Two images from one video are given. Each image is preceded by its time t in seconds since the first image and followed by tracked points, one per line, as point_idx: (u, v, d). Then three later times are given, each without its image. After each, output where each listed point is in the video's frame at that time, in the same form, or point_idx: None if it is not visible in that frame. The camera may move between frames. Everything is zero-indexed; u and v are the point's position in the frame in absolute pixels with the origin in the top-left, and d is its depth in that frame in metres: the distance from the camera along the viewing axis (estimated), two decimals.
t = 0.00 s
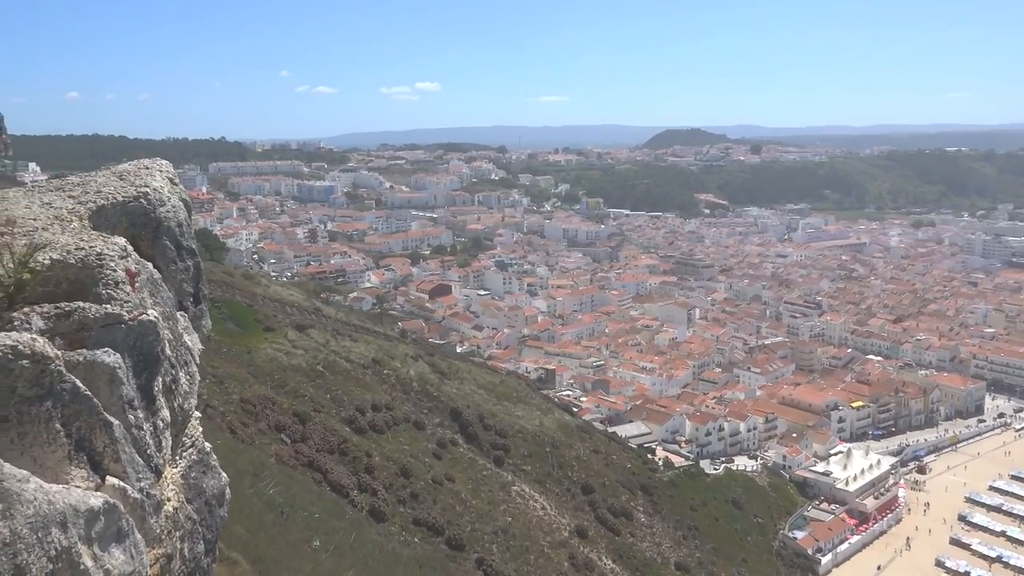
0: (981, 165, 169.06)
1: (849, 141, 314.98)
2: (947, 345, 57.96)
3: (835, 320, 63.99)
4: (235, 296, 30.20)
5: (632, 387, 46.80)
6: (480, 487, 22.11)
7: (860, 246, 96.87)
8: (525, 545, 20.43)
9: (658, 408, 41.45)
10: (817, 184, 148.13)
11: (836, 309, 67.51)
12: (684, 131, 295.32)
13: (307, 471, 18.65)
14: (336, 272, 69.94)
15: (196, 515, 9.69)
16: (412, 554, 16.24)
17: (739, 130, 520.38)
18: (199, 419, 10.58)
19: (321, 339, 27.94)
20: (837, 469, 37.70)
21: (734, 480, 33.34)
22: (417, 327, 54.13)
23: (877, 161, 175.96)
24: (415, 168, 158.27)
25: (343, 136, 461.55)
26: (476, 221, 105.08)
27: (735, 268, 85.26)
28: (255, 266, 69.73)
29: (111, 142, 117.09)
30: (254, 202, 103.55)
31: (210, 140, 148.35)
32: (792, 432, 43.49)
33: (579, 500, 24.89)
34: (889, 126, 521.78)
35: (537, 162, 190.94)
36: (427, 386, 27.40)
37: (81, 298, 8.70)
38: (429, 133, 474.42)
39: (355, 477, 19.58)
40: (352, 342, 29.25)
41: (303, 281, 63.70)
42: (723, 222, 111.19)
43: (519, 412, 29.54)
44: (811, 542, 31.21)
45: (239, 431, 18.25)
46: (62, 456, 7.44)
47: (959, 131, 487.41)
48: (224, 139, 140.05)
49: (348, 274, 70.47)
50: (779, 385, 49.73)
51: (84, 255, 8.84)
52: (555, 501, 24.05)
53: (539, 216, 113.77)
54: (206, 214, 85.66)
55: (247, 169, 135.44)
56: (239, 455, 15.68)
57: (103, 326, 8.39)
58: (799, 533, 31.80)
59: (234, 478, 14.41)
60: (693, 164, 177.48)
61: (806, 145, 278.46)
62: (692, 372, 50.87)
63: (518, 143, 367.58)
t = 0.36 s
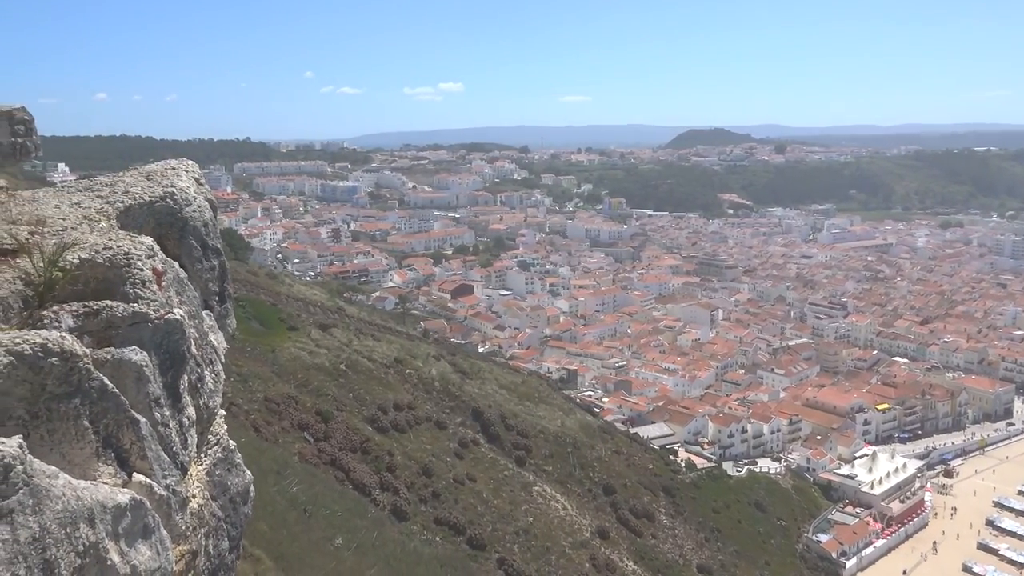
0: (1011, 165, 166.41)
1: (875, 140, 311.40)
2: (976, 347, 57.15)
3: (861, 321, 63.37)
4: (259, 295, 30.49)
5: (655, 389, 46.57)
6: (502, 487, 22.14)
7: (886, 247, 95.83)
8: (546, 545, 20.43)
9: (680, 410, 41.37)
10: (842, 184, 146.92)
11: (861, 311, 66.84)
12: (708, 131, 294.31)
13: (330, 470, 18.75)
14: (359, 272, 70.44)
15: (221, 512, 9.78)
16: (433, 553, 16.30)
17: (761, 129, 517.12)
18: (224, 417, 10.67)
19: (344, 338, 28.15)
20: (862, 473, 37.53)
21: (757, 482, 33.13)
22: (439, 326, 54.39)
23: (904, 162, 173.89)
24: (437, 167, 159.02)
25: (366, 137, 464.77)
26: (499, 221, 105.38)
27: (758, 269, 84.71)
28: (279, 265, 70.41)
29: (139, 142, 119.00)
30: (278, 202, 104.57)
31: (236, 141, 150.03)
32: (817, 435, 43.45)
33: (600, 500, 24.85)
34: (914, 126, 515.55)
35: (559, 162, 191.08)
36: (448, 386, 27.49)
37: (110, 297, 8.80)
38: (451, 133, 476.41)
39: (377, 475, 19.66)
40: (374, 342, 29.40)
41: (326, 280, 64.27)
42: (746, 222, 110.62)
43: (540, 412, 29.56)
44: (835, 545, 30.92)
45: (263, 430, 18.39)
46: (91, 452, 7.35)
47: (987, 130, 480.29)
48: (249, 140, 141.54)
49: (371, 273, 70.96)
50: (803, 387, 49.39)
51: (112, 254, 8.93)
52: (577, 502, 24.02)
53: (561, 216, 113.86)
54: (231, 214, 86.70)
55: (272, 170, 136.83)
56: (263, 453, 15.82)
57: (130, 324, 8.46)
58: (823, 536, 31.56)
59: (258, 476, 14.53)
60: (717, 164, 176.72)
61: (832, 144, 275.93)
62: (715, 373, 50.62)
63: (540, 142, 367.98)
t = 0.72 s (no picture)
0: None
1: (904, 140, 307.97)
2: (1007, 350, 56.28)
3: (888, 323, 62.67)
4: (284, 295, 30.79)
5: (679, 390, 46.35)
6: (524, 487, 22.15)
7: (914, 247, 94.67)
8: (569, 546, 20.42)
9: (704, 412, 41.21)
10: (869, 184, 145.42)
11: (888, 312, 66.11)
12: (733, 131, 292.50)
13: (353, 468, 18.85)
14: (383, 272, 70.90)
15: (246, 508, 9.84)
16: (455, 552, 16.35)
17: (786, 129, 513.12)
18: (250, 415, 10.76)
19: (367, 337, 28.36)
20: (889, 476, 37.15)
21: (782, 484, 32.92)
22: (462, 326, 54.63)
23: (933, 162, 171.73)
24: (461, 168, 159.72)
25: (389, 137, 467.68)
26: (522, 221, 105.62)
27: (784, 270, 84.07)
28: (305, 265, 71.07)
29: (168, 142, 120.82)
30: (303, 202, 105.59)
31: (262, 142, 151.70)
32: (843, 437, 43.11)
33: (623, 502, 24.79)
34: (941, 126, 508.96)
35: (583, 162, 191.09)
36: (472, 386, 27.58)
37: (138, 296, 8.89)
38: (474, 134, 478.01)
39: (400, 474, 19.72)
40: (398, 342, 29.55)
41: (351, 280, 64.80)
42: (772, 223, 109.86)
43: (563, 413, 29.57)
44: (861, 549, 30.45)
45: (288, 428, 18.52)
46: (119, 449, 7.41)
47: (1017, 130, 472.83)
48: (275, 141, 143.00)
49: (395, 273, 71.40)
50: (829, 389, 48.99)
51: (140, 253, 9.03)
52: (600, 502, 24.00)
53: (585, 216, 113.86)
54: (257, 215, 87.71)
55: (297, 170, 138.20)
56: (287, 451, 15.95)
57: (158, 323, 8.53)
58: (848, 540, 31.09)
59: (283, 474, 14.64)
60: (742, 164, 175.76)
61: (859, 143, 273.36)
62: (739, 375, 50.32)
63: (564, 142, 368.49)
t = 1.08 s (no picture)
0: None
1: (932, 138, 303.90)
2: None
3: (917, 324, 61.96)
4: (310, 294, 31.13)
5: (703, 391, 46.14)
6: (547, 487, 22.16)
7: (944, 248, 93.44)
8: (592, 547, 20.40)
9: (728, 413, 41.10)
10: (897, 184, 143.70)
11: (917, 314, 65.36)
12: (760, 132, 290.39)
13: (377, 467, 18.93)
14: (407, 272, 71.46)
15: (272, 506, 9.91)
16: (478, 552, 16.40)
17: (810, 129, 508.62)
18: (275, 414, 10.84)
19: (391, 337, 28.56)
20: (917, 480, 37.10)
21: (808, 487, 32.62)
22: (487, 326, 54.94)
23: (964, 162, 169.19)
24: (485, 169, 160.42)
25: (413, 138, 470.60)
26: (546, 222, 105.91)
27: (810, 271, 83.43)
28: (330, 265, 71.90)
29: (196, 143, 122.64)
30: (328, 202, 106.69)
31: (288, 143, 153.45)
32: (870, 440, 42.75)
33: (646, 503, 24.72)
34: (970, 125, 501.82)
35: (607, 163, 190.98)
36: (495, 385, 27.68)
37: (166, 295, 8.97)
38: (497, 134, 480.12)
39: (423, 473, 19.78)
40: (422, 341, 29.75)
41: (376, 280, 65.45)
42: (798, 223, 108.96)
43: (587, 414, 29.57)
44: (888, 553, 30.35)
45: (313, 426, 18.65)
46: (147, 446, 7.41)
47: None
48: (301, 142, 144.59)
49: (419, 273, 71.94)
50: (856, 391, 48.63)
51: (168, 253, 9.13)
52: (623, 504, 23.92)
53: (608, 216, 113.87)
54: (283, 215, 88.84)
55: (322, 171, 139.55)
56: (312, 449, 16.09)
57: (185, 322, 8.62)
58: (876, 544, 30.99)
59: (307, 472, 14.75)
60: (767, 164, 174.74)
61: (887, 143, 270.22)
62: (765, 377, 49.97)
63: (587, 142, 368.40)
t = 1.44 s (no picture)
0: None
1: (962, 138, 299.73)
2: None
3: (946, 326, 61.22)
4: (335, 295, 31.44)
5: (727, 394, 46.19)
6: (570, 489, 22.13)
7: (974, 249, 92.20)
8: (615, 548, 20.38)
9: (753, 415, 40.93)
10: (926, 184, 141.97)
11: (946, 316, 64.58)
12: (787, 132, 288.24)
13: (400, 467, 18.97)
14: (430, 272, 72.06)
15: (296, 505, 9.96)
16: (500, 553, 16.44)
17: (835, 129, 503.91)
18: (300, 414, 10.90)
19: (414, 337, 28.83)
20: (945, 485, 36.50)
21: (833, 491, 32.36)
22: (510, 327, 55.22)
23: (995, 162, 166.72)
24: (508, 170, 161.02)
25: (438, 138, 474.24)
26: (570, 222, 106.20)
27: (837, 272, 82.71)
28: (354, 265, 72.72)
29: (223, 144, 124.44)
30: (353, 203, 107.75)
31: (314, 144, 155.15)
32: (897, 443, 42.39)
33: (670, 506, 24.60)
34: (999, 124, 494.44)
35: (631, 163, 190.81)
36: (518, 386, 27.75)
37: (194, 295, 9.05)
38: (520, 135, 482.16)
39: (446, 473, 19.81)
40: (445, 342, 29.92)
41: (400, 280, 66.09)
42: (824, 224, 108.09)
43: (610, 416, 29.54)
44: (916, 559, 30.12)
45: (337, 426, 18.74)
46: (174, 444, 7.42)
47: None
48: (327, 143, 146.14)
49: (442, 273, 72.51)
50: (883, 395, 48.26)
51: (196, 253, 9.22)
52: (646, 506, 23.85)
53: (632, 217, 113.84)
54: (308, 216, 89.93)
55: (347, 172, 140.89)
56: (336, 449, 16.21)
57: (212, 322, 8.67)
58: (903, 549, 30.69)
59: (331, 471, 14.84)
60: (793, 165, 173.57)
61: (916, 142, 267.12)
62: (790, 379, 49.68)
63: (611, 143, 368.34)
